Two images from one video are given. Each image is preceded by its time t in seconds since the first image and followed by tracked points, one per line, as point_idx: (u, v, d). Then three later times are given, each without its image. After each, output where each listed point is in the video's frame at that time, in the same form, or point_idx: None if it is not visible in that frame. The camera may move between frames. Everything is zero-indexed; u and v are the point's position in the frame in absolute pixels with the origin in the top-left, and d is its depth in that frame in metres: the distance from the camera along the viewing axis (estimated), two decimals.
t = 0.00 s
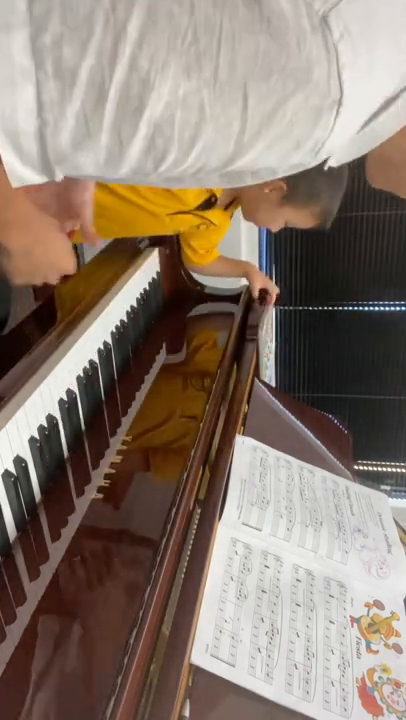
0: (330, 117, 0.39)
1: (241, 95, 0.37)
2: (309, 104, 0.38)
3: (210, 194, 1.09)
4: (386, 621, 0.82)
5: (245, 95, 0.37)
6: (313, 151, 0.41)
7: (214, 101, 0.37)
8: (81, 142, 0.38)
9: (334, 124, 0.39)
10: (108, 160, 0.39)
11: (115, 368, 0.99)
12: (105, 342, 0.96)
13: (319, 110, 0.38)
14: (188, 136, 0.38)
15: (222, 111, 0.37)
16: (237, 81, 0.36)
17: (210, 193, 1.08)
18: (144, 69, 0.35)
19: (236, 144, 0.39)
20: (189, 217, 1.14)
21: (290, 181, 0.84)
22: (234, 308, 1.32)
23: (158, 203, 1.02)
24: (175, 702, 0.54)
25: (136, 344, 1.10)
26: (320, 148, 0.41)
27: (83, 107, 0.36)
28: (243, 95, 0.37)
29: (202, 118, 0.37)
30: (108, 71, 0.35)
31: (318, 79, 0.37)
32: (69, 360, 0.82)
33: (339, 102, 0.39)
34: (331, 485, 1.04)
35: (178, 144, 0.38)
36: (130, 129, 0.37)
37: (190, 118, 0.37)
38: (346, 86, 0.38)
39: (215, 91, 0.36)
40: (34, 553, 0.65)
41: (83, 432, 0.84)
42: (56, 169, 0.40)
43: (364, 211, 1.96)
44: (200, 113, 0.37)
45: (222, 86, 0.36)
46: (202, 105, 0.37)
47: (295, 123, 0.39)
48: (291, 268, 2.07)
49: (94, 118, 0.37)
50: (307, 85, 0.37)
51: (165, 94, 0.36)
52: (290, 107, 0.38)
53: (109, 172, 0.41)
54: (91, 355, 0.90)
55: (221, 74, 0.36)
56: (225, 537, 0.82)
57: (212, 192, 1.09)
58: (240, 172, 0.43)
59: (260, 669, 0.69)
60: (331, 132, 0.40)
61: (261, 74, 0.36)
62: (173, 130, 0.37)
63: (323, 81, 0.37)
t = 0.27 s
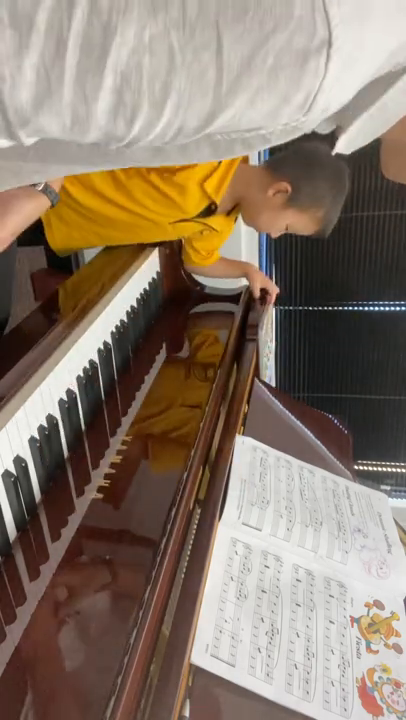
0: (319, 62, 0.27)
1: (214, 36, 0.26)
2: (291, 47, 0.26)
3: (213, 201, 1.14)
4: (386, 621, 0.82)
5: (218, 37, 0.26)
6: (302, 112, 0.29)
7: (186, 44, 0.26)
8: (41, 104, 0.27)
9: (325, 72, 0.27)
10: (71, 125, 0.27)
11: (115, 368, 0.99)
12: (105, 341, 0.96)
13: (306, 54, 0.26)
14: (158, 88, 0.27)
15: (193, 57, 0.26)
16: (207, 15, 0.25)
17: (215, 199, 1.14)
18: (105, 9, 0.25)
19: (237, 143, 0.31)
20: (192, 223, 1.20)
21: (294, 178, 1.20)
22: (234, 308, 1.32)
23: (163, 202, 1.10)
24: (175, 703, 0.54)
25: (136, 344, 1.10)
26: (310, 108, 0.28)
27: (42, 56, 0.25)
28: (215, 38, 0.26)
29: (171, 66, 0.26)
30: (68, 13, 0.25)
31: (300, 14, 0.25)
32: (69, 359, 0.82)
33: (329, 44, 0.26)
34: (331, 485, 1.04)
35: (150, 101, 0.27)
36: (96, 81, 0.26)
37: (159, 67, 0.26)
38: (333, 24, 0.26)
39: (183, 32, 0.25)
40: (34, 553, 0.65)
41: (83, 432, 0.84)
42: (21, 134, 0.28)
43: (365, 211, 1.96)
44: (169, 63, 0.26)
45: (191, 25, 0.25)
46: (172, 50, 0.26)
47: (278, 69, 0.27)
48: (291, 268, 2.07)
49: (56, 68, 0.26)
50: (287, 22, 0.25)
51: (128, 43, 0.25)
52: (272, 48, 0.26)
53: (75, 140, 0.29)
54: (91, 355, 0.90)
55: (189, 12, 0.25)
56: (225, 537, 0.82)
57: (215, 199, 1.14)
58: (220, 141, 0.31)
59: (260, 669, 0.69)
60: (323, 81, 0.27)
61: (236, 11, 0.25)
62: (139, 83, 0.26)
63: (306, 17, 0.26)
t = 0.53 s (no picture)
0: (310, 60, 0.27)
1: (202, 37, 0.26)
2: (280, 46, 0.26)
3: (214, 208, 1.17)
4: (386, 621, 0.82)
5: (207, 37, 0.26)
6: (296, 111, 0.28)
7: (173, 47, 0.26)
8: (32, 111, 0.27)
9: (316, 72, 0.27)
10: (64, 132, 0.28)
11: (115, 368, 0.99)
12: (105, 342, 0.96)
13: (296, 53, 0.26)
14: (148, 92, 0.27)
15: (182, 60, 0.26)
16: (194, 17, 0.25)
17: (216, 207, 1.16)
18: (91, 15, 0.25)
19: (233, 143, 0.31)
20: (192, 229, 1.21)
21: (300, 160, 1.21)
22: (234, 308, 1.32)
23: (165, 211, 1.12)
24: (175, 700, 0.54)
25: (136, 344, 1.10)
26: (305, 107, 0.28)
27: (30, 64, 0.26)
28: (203, 40, 0.26)
29: (160, 71, 0.26)
30: (54, 20, 0.25)
31: (288, 13, 0.25)
32: (69, 360, 0.82)
33: (320, 40, 0.26)
34: (331, 485, 1.04)
35: (139, 104, 0.27)
36: (84, 87, 0.26)
37: (148, 71, 0.26)
38: (324, 22, 0.26)
39: (171, 36, 0.26)
40: (34, 553, 0.65)
41: (83, 432, 0.84)
42: (14, 141, 0.28)
43: (365, 211, 1.96)
44: (158, 67, 0.26)
45: (179, 28, 0.25)
46: (160, 55, 0.26)
47: (269, 69, 0.27)
48: (291, 268, 2.07)
49: (44, 78, 0.26)
50: (276, 23, 0.26)
51: (116, 46, 0.26)
52: (261, 49, 0.26)
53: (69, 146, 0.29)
54: (91, 355, 0.90)
55: (176, 15, 0.25)
56: (225, 537, 0.82)
57: (216, 207, 1.16)
58: (215, 141, 0.31)
59: (260, 669, 0.69)
60: (316, 79, 0.27)
61: (223, 11, 0.25)
62: (128, 87, 0.26)
63: (295, 14, 0.26)
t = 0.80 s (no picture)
0: (317, 60, 0.26)
1: (211, 37, 0.26)
2: (288, 47, 0.26)
3: (208, 203, 1.16)
4: (386, 621, 0.82)
5: (215, 37, 0.26)
6: (301, 111, 0.28)
7: (183, 48, 0.26)
8: (43, 111, 0.27)
9: (322, 72, 0.27)
10: (74, 132, 0.28)
11: (115, 368, 0.99)
12: (105, 341, 0.96)
13: (303, 53, 0.26)
14: (158, 92, 0.27)
15: (191, 60, 0.26)
16: (203, 19, 0.26)
17: (210, 200, 1.15)
18: (102, 17, 0.25)
19: (238, 143, 0.31)
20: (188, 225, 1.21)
21: (294, 152, 1.25)
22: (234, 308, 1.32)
23: (159, 204, 1.11)
24: (175, 701, 0.54)
25: (136, 344, 1.10)
26: (310, 107, 0.28)
27: (42, 65, 0.26)
28: (213, 40, 0.26)
29: (170, 71, 0.26)
30: (66, 22, 0.25)
31: (296, 14, 0.26)
32: (69, 360, 0.82)
33: (326, 41, 0.26)
34: (331, 485, 1.04)
35: (149, 104, 0.27)
36: (95, 87, 0.27)
37: (158, 72, 0.26)
38: (330, 23, 0.26)
39: (181, 38, 0.26)
40: (34, 553, 0.65)
41: (83, 432, 0.84)
42: (24, 141, 0.29)
43: (365, 211, 1.96)
44: (168, 67, 0.26)
45: (188, 29, 0.26)
46: (170, 56, 0.26)
47: (276, 69, 0.27)
48: (291, 268, 2.07)
49: (56, 78, 0.27)
50: (284, 24, 0.26)
51: (127, 47, 0.26)
52: (269, 49, 0.26)
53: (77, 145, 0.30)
54: (91, 355, 0.90)
55: (185, 17, 0.25)
56: (225, 537, 0.82)
57: (209, 201, 1.15)
58: (221, 140, 0.31)
59: (260, 669, 0.69)
60: (322, 79, 0.27)
61: (231, 13, 0.25)
62: (138, 87, 0.27)
63: (302, 15, 0.26)
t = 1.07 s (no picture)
0: (323, 66, 0.27)
1: (221, 43, 0.26)
2: (296, 53, 0.27)
3: (208, 198, 1.18)
4: (386, 621, 0.82)
5: (226, 43, 0.26)
6: (307, 114, 0.29)
7: (193, 54, 0.26)
8: (56, 116, 0.28)
9: (329, 76, 0.27)
10: (86, 135, 0.29)
11: (115, 368, 0.99)
12: (105, 341, 0.96)
13: (311, 58, 0.27)
14: (169, 98, 0.27)
15: (201, 66, 0.27)
16: (214, 25, 0.26)
17: (210, 199, 1.19)
18: (115, 24, 0.26)
19: (244, 144, 0.31)
20: (187, 223, 1.23)
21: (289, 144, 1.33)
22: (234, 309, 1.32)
23: (160, 195, 1.12)
24: (175, 701, 0.54)
25: (136, 344, 1.10)
26: (316, 109, 0.29)
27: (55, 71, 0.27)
28: (223, 46, 0.26)
29: (181, 76, 0.27)
30: (79, 28, 0.26)
31: (304, 20, 0.26)
32: (69, 359, 0.82)
33: (333, 46, 0.27)
34: (331, 485, 1.04)
35: (160, 108, 0.28)
36: (107, 93, 0.27)
37: (169, 77, 0.27)
38: (337, 27, 0.26)
39: (192, 45, 0.26)
40: (34, 553, 0.65)
41: (83, 432, 0.84)
42: (36, 144, 0.29)
43: (365, 211, 1.96)
44: (179, 73, 0.27)
45: (199, 35, 0.26)
46: (181, 61, 0.27)
47: (284, 74, 0.27)
48: (291, 268, 2.07)
49: (68, 84, 0.27)
50: (292, 30, 0.26)
51: (140, 53, 0.26)
52: (277, 54, 0.27)
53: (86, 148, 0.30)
54: (91, 355, 0.90)
55: (196, 24, 0.26)
56: (225, 537, 0.82)
57: (210, 196, 1.18)
58: (227, 142, 0.31)
59: (260, 669, 0.69)
60: (329, 83, 0.28)
61: (241, 20, 0.26)
62: (150, 92, 0.27)
63: (310, 21, 0.26)
